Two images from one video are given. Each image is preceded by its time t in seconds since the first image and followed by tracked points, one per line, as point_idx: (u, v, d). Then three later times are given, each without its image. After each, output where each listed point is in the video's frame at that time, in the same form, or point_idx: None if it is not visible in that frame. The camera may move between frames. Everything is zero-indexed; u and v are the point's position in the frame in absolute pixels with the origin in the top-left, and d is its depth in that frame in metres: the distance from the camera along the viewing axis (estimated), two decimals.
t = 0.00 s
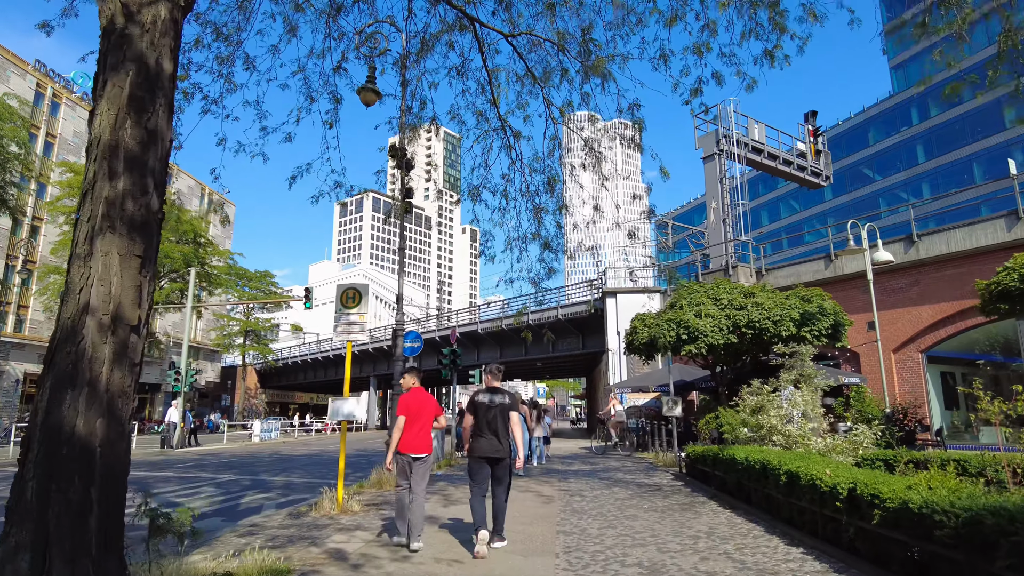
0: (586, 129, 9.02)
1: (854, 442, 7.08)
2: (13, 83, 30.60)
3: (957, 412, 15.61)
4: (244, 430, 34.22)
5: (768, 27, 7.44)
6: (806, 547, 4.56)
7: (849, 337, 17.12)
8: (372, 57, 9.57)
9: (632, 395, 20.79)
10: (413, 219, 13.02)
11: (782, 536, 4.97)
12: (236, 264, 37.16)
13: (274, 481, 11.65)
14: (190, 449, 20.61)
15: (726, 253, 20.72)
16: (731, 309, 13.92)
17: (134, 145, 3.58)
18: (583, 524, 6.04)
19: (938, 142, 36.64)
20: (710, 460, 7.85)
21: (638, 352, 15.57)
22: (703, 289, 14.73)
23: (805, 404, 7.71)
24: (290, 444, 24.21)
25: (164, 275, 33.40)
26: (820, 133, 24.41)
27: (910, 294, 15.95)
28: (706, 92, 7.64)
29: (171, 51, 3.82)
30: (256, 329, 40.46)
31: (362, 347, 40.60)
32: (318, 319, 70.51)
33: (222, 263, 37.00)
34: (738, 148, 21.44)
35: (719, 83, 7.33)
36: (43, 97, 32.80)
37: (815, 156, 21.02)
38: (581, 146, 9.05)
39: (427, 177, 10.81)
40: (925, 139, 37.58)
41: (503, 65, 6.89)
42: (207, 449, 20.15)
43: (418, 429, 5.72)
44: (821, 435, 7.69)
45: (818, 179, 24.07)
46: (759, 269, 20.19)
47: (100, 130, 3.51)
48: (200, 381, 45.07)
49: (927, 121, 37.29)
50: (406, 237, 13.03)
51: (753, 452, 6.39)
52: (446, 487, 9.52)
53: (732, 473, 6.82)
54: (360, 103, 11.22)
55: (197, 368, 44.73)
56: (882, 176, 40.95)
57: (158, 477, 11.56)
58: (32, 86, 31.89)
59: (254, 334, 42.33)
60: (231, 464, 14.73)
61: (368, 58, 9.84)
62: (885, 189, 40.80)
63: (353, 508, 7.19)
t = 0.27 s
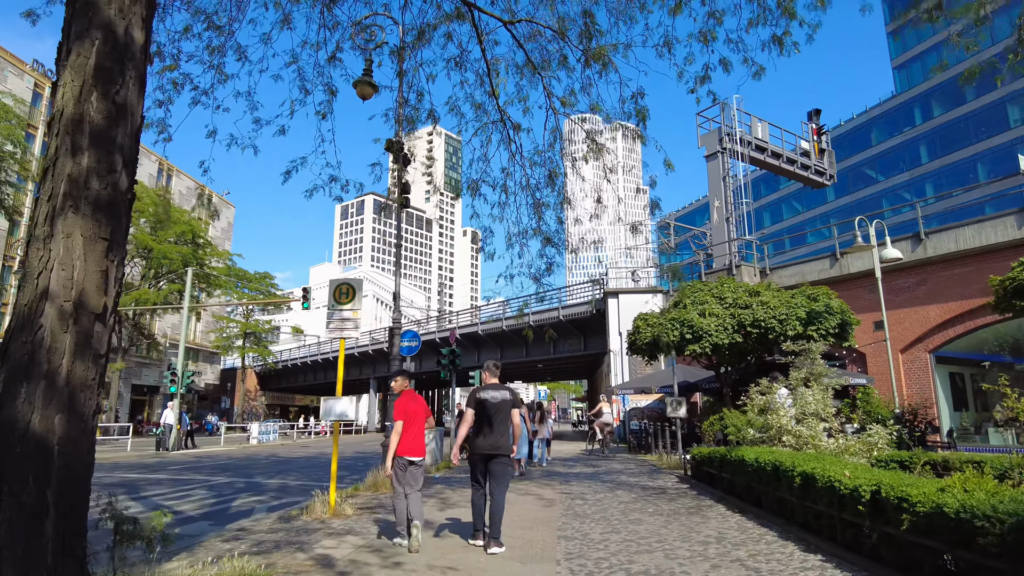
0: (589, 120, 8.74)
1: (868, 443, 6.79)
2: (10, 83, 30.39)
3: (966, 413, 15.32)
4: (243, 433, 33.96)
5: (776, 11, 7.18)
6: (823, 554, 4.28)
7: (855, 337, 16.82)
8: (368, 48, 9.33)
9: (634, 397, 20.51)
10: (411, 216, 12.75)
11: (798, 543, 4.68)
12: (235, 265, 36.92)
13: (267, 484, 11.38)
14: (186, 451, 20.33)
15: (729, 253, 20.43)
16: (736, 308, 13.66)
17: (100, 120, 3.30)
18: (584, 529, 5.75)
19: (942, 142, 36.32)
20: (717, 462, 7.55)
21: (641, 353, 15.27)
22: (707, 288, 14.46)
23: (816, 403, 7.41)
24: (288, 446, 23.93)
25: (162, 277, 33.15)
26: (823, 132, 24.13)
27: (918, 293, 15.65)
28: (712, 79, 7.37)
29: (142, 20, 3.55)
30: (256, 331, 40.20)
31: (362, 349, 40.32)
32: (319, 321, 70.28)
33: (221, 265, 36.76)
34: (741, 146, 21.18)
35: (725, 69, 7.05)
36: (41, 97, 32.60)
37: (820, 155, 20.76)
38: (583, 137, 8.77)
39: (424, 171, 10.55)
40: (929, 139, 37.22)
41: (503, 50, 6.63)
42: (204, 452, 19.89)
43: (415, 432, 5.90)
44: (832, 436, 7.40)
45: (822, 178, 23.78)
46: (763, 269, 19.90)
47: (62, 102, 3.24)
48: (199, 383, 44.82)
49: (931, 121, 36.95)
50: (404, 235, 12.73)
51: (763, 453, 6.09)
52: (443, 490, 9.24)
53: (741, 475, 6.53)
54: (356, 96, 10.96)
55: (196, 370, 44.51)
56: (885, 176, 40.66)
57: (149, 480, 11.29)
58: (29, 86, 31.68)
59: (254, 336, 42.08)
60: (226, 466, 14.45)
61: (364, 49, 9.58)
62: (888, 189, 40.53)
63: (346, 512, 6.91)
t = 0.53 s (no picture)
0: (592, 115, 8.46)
1: (886, 451, 6.44)
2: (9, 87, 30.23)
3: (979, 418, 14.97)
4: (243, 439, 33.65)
5: None
6: None
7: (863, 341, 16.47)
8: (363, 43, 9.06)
9: (637, 402, 20.16)
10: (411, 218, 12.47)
11: (820, 562, 4.34)
12: (235, 270, 36.67)
13: (262, 493, 11.07)
14: (183, 457, 20.02)
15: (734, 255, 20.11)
16: (743, 311, 13.35)
17: (57, 101, 3.00)
18: (588, 544, 5.43)
19: (948, 144, 36.02)
20: (726, 471, 7.23)
21: (646, 358, 14.92)
22: (713, 291, 14.15)
23: (831, 409, 7.12)
24: (287, 452, 23.60)
25: (161, 281, 32.89)
26: (829, 133, 23.82)
27: (928, 296, 15.31)
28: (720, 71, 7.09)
29: None
30: (256, 335, 39.92)
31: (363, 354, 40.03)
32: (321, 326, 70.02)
33: (222, 269, 36.53)
34: (746, 147, 20.87)
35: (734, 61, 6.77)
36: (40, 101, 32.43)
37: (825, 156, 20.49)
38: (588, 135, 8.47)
39: (423, 171, 10.29)
40: (935, 142, 36.89)
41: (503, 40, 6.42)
42: (201, 458, 19.59)
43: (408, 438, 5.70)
44: (847, 444, 7.04)
45: (828, 179, 23.45)
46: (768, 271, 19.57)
47: (17, 80, 2.96)
48: (200, 388, 44.53)
49: (936, 124, 36.62)
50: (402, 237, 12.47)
51: (777, 462, 5.77)
52: (441, 500, 8.91)
53: (753, 486, 6.20)
54: (353, 94, 10.71)
55: (197, 375, 44.25)
56: (890, 179, 40.34)
57: (140, 488, 10.98)
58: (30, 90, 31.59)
59: (255, 341, 41.80)
60: (221, 474, 14.13)
61: (361, 45, 9.34)
62: (893, 192, 40.24)
63: (339, 524, 6.62)
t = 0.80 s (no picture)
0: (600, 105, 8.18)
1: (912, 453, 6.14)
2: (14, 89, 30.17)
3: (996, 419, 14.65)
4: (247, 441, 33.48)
5: None
6: None
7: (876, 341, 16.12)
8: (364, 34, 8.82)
9: (645, 404, 19.86)
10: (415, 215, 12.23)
11: (850, 572, 4.04)
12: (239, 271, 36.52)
13: (261, 496, 10.83)
14: (185, 459, 19.82)
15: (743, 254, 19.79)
16: (754, 310, 13.05)
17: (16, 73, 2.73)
18: (598, 552, 5.13)
19: (957, 143, 35.61)
20: (741, 474, 6.93)
21: (653, 359, 14.64)
22: (723, 290, 13.85)
23: (852, 410, 6.81)
24: (290, 454, 23.37)
25: (164, 282, 32.75)
26: (838, 131, 23.48)
27: (943, 294, 14.97)
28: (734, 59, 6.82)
29: None
30: (260, 337, 39.78)
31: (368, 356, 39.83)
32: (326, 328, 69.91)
33: (226, 270, 36.41)
34: (755, 145, 20.57)
35: (748, 47, 6.50)
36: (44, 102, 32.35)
37: (836, 154, 20.16)
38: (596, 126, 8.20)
39: (425, 166, 10.05)
40: (944, 141, 36.47)
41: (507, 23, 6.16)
42: (203, 460, 19.39)
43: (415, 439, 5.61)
44: (868, 447, 6.74)
45: (838, 178, 23.11)
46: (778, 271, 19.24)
47: None
48: (204, 390, 44.42)
49: (946, 122, 36.21)
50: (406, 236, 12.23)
51: (797, 466, 5.45)
52: (444, 504, 8.63)
53: (771, 490, 5.89)
54: (354, 88, 10.48)
55: (201, 377, 44.17)
56: (899, 178, 39.91)
57: (137, 491, 10.72)
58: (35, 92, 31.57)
59: (259, 343, 41.66)
60: (221, 477, 13.88)
61: (361, 36, 9.10)
62: (902, 192, 39.78)
63: (336, 530, 6.34)
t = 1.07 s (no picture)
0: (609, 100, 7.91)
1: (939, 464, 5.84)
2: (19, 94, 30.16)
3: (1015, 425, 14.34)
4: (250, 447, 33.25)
5: None
6: None
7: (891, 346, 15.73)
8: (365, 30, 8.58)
9: (652, 410, 19.50)
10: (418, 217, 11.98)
11: None
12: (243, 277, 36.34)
13: (260, 504, 10.55)
14: (186, 466, 19.58)
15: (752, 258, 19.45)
16: (766, 314, 12.71)
17: None
18: (609, 569, 4.80)
19: (968, 146, 35.18)
20: (757, 485, 6.59)
21: (661, 364, 14.33)
22: (734, 294, 13.53)
23: (875, 417, 6.48)
24: (293, 461, 23.09)
25: (168, 287, 32.60)
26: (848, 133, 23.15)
27: (959, 298, 14.60)
28: (748, 49, 6.55)
29: None
30: (264, 342, 39.57)
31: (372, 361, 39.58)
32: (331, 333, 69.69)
33: (230, 276, 36.24)
34: (764, 147, 20.26)
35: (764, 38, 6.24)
36: (49, 107, 32.33)
37: (847, 156, 19.83)
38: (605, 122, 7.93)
39: (427, 165, 9.79)
40: (954, 143, 36.06)
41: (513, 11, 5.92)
42: (204, 467, 19.13)
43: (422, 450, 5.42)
44: (891, 457, 6.41)
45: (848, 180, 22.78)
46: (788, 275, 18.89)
47: None
48: (208, 396, 44.22)
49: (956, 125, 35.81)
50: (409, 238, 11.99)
51: (818, 477, 5.12)
52: (446, 514, 8.32)
53: (791, 502, 5.55)
54: (356, 87, 10.23)
55: (205, 383, 43.98)
56: (908, 182, 39.46)
57: (134, 500, 10.46)
58: (40, 97, 31.56)
59: (263, 349, 41.46)
60: (220, 484, 13.61)
61: (361, 33, 8.86)
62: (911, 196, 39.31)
63: (333, 543, 6.05)
